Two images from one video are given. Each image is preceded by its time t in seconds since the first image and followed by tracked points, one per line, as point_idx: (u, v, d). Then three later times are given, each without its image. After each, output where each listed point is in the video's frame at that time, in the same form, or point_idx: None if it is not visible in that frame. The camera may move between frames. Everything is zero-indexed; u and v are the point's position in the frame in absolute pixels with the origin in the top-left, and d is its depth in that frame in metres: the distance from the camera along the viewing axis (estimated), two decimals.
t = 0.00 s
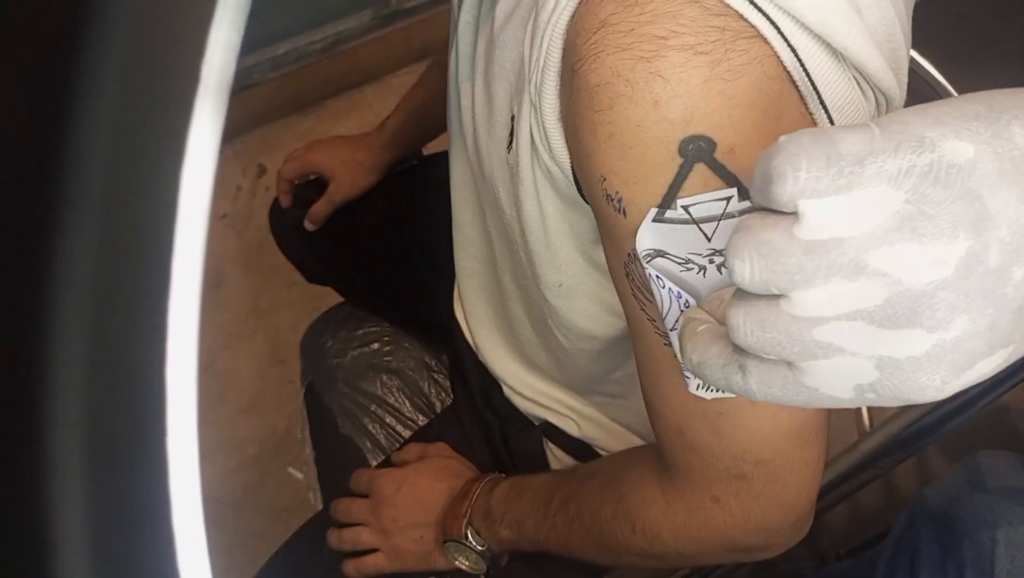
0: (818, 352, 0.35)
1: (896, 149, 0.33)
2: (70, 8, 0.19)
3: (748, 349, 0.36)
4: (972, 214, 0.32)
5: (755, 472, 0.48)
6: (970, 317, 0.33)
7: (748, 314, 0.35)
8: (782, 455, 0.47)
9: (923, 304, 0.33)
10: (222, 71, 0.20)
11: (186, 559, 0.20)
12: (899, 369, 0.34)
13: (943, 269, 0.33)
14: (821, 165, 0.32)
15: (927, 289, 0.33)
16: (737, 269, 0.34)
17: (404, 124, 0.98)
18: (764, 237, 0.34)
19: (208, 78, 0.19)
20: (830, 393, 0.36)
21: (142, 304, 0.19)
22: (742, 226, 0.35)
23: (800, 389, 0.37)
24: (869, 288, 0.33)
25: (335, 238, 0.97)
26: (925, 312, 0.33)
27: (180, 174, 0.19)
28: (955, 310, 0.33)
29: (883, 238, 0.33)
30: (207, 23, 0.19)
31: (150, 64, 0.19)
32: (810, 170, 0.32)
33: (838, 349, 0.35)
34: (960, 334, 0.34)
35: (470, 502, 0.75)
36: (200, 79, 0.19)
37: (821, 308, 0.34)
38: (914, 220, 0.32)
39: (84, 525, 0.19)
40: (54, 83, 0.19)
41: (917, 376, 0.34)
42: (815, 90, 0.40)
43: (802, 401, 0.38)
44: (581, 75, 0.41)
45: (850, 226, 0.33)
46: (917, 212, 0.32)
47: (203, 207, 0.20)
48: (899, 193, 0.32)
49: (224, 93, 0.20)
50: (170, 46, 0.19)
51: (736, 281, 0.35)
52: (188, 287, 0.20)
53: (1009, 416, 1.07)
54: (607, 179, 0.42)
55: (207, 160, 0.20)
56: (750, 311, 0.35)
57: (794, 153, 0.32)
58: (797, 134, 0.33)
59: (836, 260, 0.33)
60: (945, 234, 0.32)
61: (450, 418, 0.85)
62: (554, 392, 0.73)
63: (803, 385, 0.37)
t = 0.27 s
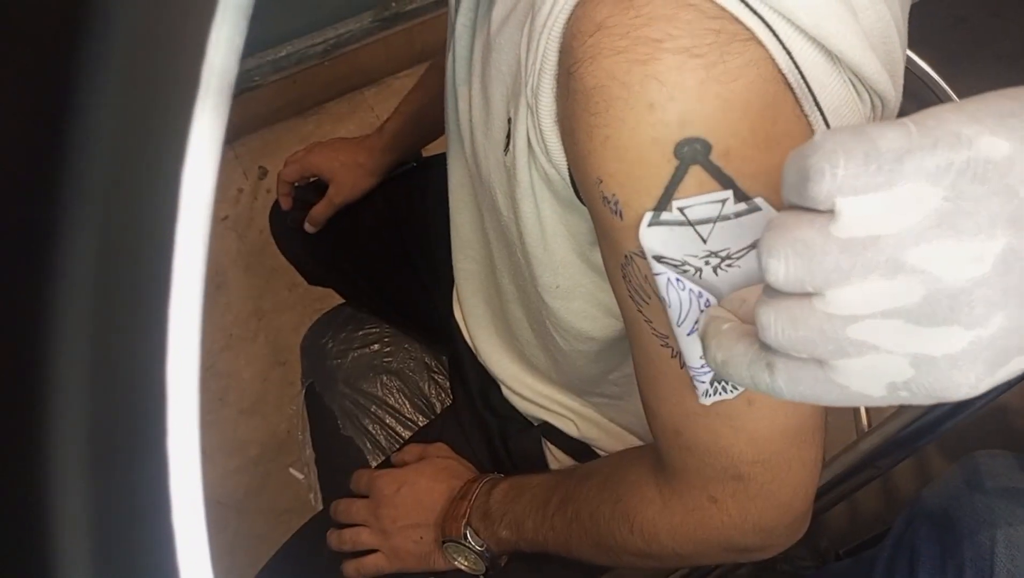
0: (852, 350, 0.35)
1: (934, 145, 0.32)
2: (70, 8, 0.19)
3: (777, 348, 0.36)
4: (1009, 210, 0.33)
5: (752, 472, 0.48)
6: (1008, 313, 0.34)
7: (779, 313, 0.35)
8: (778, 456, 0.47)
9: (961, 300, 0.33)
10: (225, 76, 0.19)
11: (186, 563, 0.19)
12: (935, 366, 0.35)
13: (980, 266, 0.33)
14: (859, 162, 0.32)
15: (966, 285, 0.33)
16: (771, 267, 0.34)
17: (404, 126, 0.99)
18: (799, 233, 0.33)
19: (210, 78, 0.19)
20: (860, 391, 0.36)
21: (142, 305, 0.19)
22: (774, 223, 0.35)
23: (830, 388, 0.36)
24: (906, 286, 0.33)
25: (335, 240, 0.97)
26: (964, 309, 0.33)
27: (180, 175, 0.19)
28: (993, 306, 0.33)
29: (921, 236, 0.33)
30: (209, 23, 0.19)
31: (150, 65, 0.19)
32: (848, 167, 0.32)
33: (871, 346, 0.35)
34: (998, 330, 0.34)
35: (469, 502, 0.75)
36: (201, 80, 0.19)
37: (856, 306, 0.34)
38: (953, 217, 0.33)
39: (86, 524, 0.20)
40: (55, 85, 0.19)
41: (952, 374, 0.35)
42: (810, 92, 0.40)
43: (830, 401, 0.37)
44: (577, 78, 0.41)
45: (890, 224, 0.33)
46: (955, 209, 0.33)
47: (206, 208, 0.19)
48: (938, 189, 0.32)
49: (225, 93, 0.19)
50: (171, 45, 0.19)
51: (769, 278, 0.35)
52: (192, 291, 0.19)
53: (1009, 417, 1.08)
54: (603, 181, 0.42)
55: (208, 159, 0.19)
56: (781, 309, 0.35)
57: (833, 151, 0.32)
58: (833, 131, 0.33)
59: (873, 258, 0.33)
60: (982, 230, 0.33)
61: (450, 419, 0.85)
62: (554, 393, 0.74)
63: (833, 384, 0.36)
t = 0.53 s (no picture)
0: (876, 346, 0.34)
1: (961, 138, 0.31)
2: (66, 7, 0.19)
3: (797, 344, 0.36)
4: None
5: (749, 470, 0.48)
6: None
7: (800, 309, 0.35)
8: (775, 454, 0.48)
9: (987, 298, 0.32)
10: (224, 75, 0.19)
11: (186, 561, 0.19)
12: (959, 363, 0.34)
13: (1008, 263, 0.32)
14: (884, 157, 0.31)
15: (992, 283, 0.32)
16: (794, 263, 0.34)
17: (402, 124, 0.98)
18: (824, 229, 0.33)
19: (208, 77, 0.19)
20: (883, 387, 0.36)
21: (141, 305, 0.19)
22: (798, 218, 0.34)
23: (851, 385, 0.36)
24: (929, 283, 0.33)
25: (334, 239, 0.97)
26: (990, 306, 0.33)
27: (179, 175, 0.19)
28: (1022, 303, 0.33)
29: (950, 230, 0.32)
30: (208, 23, 0.19)
31: (148, 63, 0.19)
32: (874, 162, 0.31)
33: (895, 343, 0.34)
34: None
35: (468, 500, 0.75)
36: (201, 79, 0.19)
37: (881, 302, 0.33)
38: (980, 213, 0.32)
39: (86, 524, 0.20)
40: (52, 84, 0.19)
41: (976, 370, 0.34)
42: (805, 90, 0.40)
43: (853, 397, 0.37)
44: (573, 76, 0.41)
45: (917, 218, 0.32)
46: (983, 204, 0.31)
47: (206, 208, 0.19)
48: (964, 184, 0.31)
49: (225, 93, 0.19)
50: (170, 45, 0.19)
51: (791, 273, 0.34)
52: (191, 290, 0.19)
53: (1008, 414, 1.08)
54: (599, 179, 0.42)
55: (208, 159, 0.19)
56: (803, 305, 0.35)
57: (858, 145, 0.31)
58: (858, 126, 0.32)
59: (899, 253, 0.32)
60: (1012, 226, 0.31)
61: (449, 418, 0.84)
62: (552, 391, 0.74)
63: (855, 380, 0.36)
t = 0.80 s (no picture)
0: (906, 342, 0.35)
1: (996, 133, 0.31)
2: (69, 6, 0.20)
3: (824, 340, 0.36)
4: None
5: (751, 469, 0.48)
6: None
7: (830, 304, 0.35)
8: (777, 452, 0.48)
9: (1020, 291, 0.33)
10: (224, 75, 0.19)
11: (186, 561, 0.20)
12: (989, 356, 0.34)
13: None
14: (921, 152, 0.31)
15: None
16: (827, 258, 0.34)
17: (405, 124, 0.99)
18: (858, 223, 0.33)
19: (209, 78, 0.19)
20: (910, 382, 0.36)
21: (142, 305, 0.19)
22: (829, 212, 0.34)
23: (879, 379, 0.36)
24: (962, 277, 0.33)
25: (336, 238, 0.98)
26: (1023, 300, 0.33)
27: (180, 175, 0.19)
28: None
29: (981, 224, 0.32)
30: (209, 23, 0.19)
31: (151, 63, 0.19)
32: (910, 157, 0.31)
33: (926, 337, 0.34)
34: None
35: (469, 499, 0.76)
36: (201, 79, 0.19)
37: (915, 297, 0.33)
38: (1012, 207, 0.32)
39: (86, 523, 0.20)
40: (56, 83, 0.20)
41: (1006, 365, 0.34)
42: (808, 89, 0.40)
43: (878, 392, 0.37)
44: (576, 75, 0.41)
45: (951, 212, 0.32)
46: (1016, 198, 0.32)
47: (206, 209, 0.19)
48: (998, 178, 0.32)
49: (225, 94, 0.19)
50: (171, 45, 0.19)
51: (822, 268, 0.34)
52: (191, 292, 0.19)
53: (1009, 415, 1.08)
54: (602, 177, 0.42)
55: (208, 159, 0.19)
56: (833, 300, 0.35)
57: (895, 138, 0.31)
58: (891, 118, 0.32)
59: (933, 248, 0.33)
60: None
61: (451, 417, 0.84)
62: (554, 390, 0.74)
63: (881, 375, 0.36)
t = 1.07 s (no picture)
0: (932, 333, 0.35)
1: None
2: (70, 7, 0.20)
3: (849, 332, 0.36)
4: None
5: (752, 469, 0.48)
6: None
7: (857, 296, 0.35)
8: (778, 452, 0.48)
9: None
10: (224, 76, 0.19)
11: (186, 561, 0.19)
12: (1015, 346, 0.35)
13: None
14: (954, 141, 0.32)
15: None
16: (856, 249, 0.35)
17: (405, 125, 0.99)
18: (888, 213, 0.34)
19: (209, 78, 0.19)
20: (936, 374, 0.36)
21: (143, 306, 0.19)
22: (858, 204, 0.35)
23: (904, 372, 0.37)
24: (992, 266, 0.34)
25: (337, 239, 0.98)
26: None
27: (180, 176, 0.19)
28: None
29: (1011, 215, 0.33)
30: (209, 23, 0.19)
31: (152, 63, 0.19)
32: (942, 145, 0.32)
33: (953, 329, 0.35)
34: None
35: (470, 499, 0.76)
36: (202, 80, 0.19)
37: (941, 287, 0.34)
38: None
39: (86, 524, 0.20)
40: (58, 84, 0.20)
41: None
42: (808, 89, 0.40)
43: (903, 384, 0.38)
44: (577, 75, 0.41)
45: (983, 202, 0.33)
46: None
47: (207, 209, 0.19)
48: None
49: (226, 96, 0.19)
50: (171, 47, 0.19)
51: (851, 259, 0.35)
52: (191, 293, 0.19)
53: (1010, 416, 1.08)
54: (603, 178, 0.42)
55: (209, 159, 0.19)
56: (860, 292, 0.35)
57: (925, 128, 0.32)
58: (921, 109, 0.33)
59: (963, 237, 0.33)
60: None
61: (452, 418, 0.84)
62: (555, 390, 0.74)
63: (907, 368, 0.37)
